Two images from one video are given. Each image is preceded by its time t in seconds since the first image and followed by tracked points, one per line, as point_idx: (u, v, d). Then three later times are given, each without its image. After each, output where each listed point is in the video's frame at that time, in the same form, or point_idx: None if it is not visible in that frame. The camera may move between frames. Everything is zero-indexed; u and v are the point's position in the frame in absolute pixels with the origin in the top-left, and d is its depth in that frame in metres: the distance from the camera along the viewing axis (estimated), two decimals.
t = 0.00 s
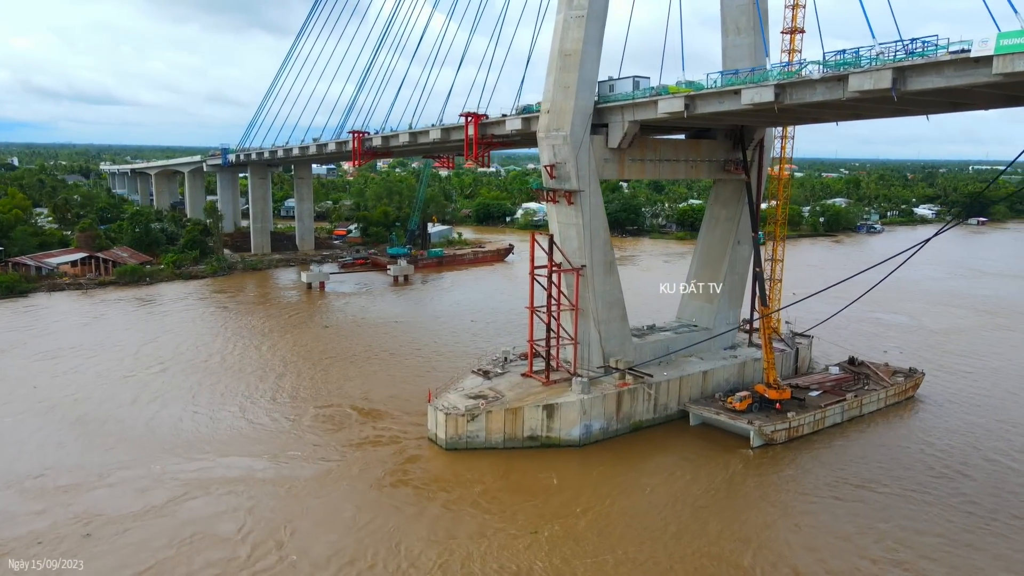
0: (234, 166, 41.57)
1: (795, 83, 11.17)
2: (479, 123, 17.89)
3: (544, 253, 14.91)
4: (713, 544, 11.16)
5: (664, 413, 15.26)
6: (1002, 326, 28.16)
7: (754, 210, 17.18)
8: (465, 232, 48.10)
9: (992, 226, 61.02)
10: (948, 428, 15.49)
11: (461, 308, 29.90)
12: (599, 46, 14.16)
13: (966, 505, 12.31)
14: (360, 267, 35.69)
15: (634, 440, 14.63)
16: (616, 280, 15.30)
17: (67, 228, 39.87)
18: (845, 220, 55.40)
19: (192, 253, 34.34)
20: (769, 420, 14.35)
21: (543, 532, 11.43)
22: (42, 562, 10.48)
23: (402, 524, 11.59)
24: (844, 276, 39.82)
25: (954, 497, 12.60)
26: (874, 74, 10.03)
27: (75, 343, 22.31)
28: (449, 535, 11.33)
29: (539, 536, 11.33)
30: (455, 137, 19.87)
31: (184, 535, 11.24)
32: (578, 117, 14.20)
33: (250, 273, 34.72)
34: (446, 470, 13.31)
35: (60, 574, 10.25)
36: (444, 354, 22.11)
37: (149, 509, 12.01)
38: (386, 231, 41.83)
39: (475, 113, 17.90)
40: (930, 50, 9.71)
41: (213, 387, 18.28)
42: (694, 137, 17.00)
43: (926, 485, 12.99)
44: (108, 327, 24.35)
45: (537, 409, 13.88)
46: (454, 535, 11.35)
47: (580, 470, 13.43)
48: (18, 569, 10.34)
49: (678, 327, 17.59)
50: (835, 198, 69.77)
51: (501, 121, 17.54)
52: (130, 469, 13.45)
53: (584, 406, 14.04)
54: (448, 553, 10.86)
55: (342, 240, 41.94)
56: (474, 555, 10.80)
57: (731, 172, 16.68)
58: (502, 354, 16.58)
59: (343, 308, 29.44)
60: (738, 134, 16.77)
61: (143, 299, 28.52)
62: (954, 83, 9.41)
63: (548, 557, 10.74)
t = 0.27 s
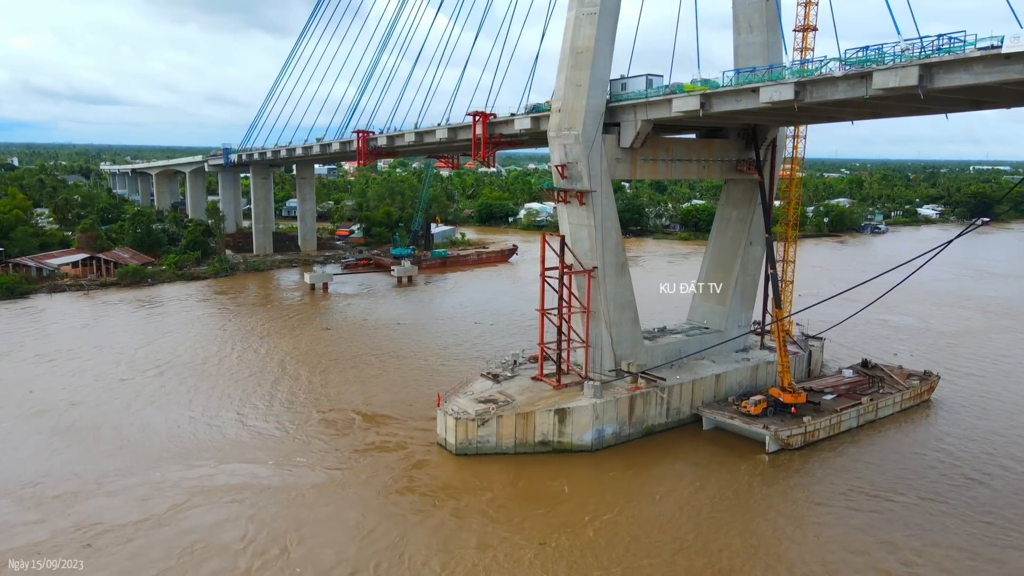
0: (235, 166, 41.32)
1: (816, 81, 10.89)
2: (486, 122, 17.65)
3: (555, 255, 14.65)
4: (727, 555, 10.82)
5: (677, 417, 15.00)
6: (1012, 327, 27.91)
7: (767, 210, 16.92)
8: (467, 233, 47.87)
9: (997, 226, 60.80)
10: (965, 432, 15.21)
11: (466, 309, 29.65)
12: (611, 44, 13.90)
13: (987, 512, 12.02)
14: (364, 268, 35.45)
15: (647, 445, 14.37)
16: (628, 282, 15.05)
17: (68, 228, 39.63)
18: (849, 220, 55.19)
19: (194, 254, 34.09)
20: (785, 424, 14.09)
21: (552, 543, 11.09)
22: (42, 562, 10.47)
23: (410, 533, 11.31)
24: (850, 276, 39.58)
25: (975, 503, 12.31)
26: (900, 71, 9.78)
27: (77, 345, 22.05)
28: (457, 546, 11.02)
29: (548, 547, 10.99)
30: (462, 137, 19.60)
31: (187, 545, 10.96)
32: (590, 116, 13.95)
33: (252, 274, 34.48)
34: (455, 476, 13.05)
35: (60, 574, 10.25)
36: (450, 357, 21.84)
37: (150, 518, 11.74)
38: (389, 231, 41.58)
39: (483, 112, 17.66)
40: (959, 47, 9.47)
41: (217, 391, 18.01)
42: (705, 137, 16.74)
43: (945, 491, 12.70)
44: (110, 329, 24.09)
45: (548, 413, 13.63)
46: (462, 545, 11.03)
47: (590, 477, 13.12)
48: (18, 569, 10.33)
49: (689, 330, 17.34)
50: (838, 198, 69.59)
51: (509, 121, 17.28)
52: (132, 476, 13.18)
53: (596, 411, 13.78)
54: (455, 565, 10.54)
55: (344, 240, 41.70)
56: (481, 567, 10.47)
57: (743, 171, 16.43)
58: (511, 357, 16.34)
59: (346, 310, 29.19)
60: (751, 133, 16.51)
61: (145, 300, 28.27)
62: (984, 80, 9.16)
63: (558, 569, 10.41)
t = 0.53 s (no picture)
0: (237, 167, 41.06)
1: (837, 79, 10.62)
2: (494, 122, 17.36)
3: (566, 257, 14.40)
4: (742, 567, 10.50)
5: (690, 422, 14.74)
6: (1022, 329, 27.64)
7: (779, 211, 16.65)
8: (470, 233, 47.62)
9: (1001, 227, 60.59)
10: (983, 437, 14.91)
11: (470, 311, 29.41)
12: (624, 42, 13.64)
13: (1009, 521, 11.74)
14: (366, 269, 35.20)
15: (660, 450, 14.11)
16: (640, 284, 14.80)
17: (68, 229, 39.40)
18: (854, 221, 54.96)
19: (196, 255, 33.84)
20: (801, 429, 13.82)
21: (562, 555, 10.75)
22: (42, 563, 10.48)
23: (418, 544, 11.02)
24: (856, 277, 39.34)
25: (997, 511, 12.01)
26: (926, 69, 9.49)
27: (77, 347, 21.80)
28: (464, 559, 10.69)
29: (558, 560, 10.65)
30: (468, 137, 19.33)
31: (189, 557, 10.68)
32: (602, 116, 13.70)
33: (254, 275, 34.23)
34: (464, 485, 12.76)
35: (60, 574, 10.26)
36: (456, 360, 21.57)
37: (151, 528, 11.47)
38: (392, 232, 41.31)
39: (491, 111, 17.39)
40: (988, 44, 9.19)
41: (219, 395, 17.73)
42: (717, 137, 16.48)
43: (965, 499, 12.41)
44: (111, 331, 23.85)
45: (560, 418, 13.38)
46: (469, 559, 10.69)
47: (601, 484, 12.85)
48: (18, 570, 10.34)
49: (700, 333, 17.10)
50: (841, 199, 69.36)
51: (518, 120, 17.01)
52: (132, 483, 12.91)
53: (609, 416, 13.52)
54: None
55: (347, 241, 41.44)
56: None
57: (756, 172, 16.16)
58: (520, 361, 16.09)
59: (350, 311, 28.95)
60: (763, 133, 16.24)
61: (146, 302, 28.00)
62: (1015, 78, 8.87)
63: None
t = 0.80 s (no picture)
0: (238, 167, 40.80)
1: (859, 77, 10.38)
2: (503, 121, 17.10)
3: (577, 259, 14.15)
4: None
5: (702, 427, 14.49)
6: None
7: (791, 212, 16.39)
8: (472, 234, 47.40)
9: (1004, 227, 60.43)
10: (1000, 442, 14.65)
11: (474, 313, 29.16)
12: (637, 40, 13.39)
13: None
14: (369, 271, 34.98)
15: (673, 456, 13.85)
16: (652, 287, 14.54)
17: (68, 230, 39.16)
18: (857, 221, 54.77)
19: (197, 256, 33.61)
20: (817, 434, 13.57)
21: (573, 568, 10.44)
22: (42, 562, 10.51)
23: (426, 555, 10.74)
24: (861, 278, 39.13)
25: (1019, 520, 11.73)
26: (953, 66, 9.24)
27: (78, 351, 21.52)
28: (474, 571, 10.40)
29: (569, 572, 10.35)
30: (475, 137, 19.08)
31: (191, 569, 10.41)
32: (615, 115, 13.45)
33: (256, 276, 33.98)
34: (474, 492, 12.50)
35: (61, 574, 10.28)
36: (462, 363, 21.31)
37: (152, 538, 11.19)
38: (394, 233, 41.07)
39: (499, 111, 17.16)
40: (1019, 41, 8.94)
41: (222, 399, 17.47)
42: (729, 137, 16.24)
43: (986, 507, 12.13)
44: (112, 334, 23.58)
45: (572, 424, 13.13)
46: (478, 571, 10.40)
47: (611, 492, 12.58)
48: (18, 569, 10.36)
49: (711, 335, 16.85)
50: (843, 199, 69.16)
51: (526, 120, 16.74)
52: (133, 492, 12.63)
53: (621, 421, 13.26)
54: None
55: (349, 242, 41.20)
56: None
57: (768, 172, 15.90)
58: (530, 364, 15.84)
59: (353, 313, 28.70)
60: (776, 133, 15.99)
61: (146, 304, 27.74)
62: None
63: None
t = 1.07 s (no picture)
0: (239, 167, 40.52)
1: (882, 73, 10.12)
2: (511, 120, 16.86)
3: (589, 260, 13.88)
4: None
5: (716, 430, 14.24)
6: None
7: (804, 212, 16.13)
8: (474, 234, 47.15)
9: (1007, 227, 60.22)
10: (1018, 446, 14.39)
11: (479, 314, 28.89)
12: (650, 36, 13.12)
13: None
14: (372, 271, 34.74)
15: (686, 460, 13.60)
16: (665, 288, 14.28)
17: (68, 230, 38.87)
18: (860, 221, 54.56)
19: (199, 256, 33.37)
20: (833, 439, 13.32)
21: None
22: (41, 562, 10.50)
23: (436, 565, 10.47)
24: (867, 279, 38.91)
25: None
26: (983, 62, 9.00)
27: (78, 353, 21.24)
28: None
29: None
30: (482, 136, 18.82)
31: None
32: (627, 113, 13.19)
33: (258, 276, 33.71)
34: (484, 499, 12.23)
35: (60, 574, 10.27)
36: (468, 365, 21.04)
37: (154, 548, 10.91)
38: (396, 233, 40.83)
39: (506, 109, 16.91)
40: None
41: (225, 403, 17.19)
42: (741, 135, 15.98)
43: (1007, 515, 11.87)
44: (113, 336, 23.31)
45: (585, 428, 12.87)
46: None
47: (619, 498, 12.31)
48: (18, 569, 10.36)
49: (723, 337, 16.61)
50: (845, 198, 68.93)
51: (536, 118, 16.48)
52: (133, 499, 12.34)
53: (635, 425, 13.01)
54: None
55: (350, 242, 40.95)
56: None
57: (782, 171, 15.64)
58: (539, 366, 15.58)
59: (356, 314, 28.45)
60: (789, 132, 15.72)
61: (147, 305, 27.46)
62: None
63: None
